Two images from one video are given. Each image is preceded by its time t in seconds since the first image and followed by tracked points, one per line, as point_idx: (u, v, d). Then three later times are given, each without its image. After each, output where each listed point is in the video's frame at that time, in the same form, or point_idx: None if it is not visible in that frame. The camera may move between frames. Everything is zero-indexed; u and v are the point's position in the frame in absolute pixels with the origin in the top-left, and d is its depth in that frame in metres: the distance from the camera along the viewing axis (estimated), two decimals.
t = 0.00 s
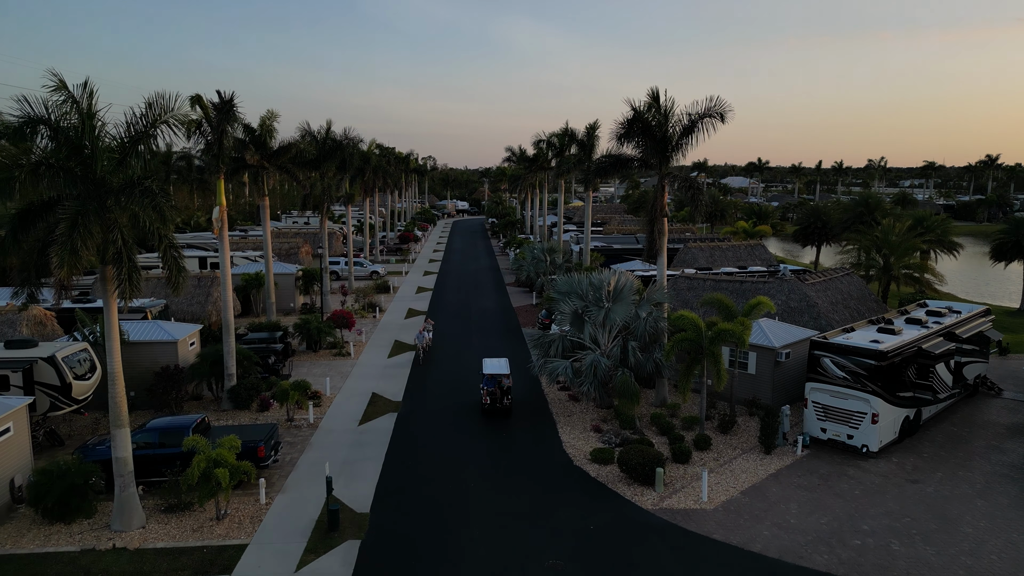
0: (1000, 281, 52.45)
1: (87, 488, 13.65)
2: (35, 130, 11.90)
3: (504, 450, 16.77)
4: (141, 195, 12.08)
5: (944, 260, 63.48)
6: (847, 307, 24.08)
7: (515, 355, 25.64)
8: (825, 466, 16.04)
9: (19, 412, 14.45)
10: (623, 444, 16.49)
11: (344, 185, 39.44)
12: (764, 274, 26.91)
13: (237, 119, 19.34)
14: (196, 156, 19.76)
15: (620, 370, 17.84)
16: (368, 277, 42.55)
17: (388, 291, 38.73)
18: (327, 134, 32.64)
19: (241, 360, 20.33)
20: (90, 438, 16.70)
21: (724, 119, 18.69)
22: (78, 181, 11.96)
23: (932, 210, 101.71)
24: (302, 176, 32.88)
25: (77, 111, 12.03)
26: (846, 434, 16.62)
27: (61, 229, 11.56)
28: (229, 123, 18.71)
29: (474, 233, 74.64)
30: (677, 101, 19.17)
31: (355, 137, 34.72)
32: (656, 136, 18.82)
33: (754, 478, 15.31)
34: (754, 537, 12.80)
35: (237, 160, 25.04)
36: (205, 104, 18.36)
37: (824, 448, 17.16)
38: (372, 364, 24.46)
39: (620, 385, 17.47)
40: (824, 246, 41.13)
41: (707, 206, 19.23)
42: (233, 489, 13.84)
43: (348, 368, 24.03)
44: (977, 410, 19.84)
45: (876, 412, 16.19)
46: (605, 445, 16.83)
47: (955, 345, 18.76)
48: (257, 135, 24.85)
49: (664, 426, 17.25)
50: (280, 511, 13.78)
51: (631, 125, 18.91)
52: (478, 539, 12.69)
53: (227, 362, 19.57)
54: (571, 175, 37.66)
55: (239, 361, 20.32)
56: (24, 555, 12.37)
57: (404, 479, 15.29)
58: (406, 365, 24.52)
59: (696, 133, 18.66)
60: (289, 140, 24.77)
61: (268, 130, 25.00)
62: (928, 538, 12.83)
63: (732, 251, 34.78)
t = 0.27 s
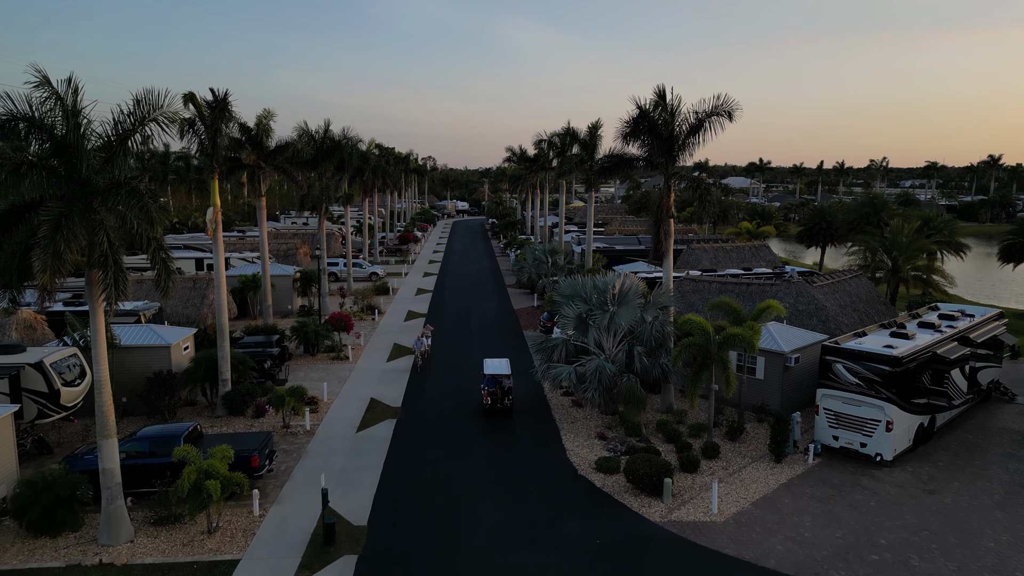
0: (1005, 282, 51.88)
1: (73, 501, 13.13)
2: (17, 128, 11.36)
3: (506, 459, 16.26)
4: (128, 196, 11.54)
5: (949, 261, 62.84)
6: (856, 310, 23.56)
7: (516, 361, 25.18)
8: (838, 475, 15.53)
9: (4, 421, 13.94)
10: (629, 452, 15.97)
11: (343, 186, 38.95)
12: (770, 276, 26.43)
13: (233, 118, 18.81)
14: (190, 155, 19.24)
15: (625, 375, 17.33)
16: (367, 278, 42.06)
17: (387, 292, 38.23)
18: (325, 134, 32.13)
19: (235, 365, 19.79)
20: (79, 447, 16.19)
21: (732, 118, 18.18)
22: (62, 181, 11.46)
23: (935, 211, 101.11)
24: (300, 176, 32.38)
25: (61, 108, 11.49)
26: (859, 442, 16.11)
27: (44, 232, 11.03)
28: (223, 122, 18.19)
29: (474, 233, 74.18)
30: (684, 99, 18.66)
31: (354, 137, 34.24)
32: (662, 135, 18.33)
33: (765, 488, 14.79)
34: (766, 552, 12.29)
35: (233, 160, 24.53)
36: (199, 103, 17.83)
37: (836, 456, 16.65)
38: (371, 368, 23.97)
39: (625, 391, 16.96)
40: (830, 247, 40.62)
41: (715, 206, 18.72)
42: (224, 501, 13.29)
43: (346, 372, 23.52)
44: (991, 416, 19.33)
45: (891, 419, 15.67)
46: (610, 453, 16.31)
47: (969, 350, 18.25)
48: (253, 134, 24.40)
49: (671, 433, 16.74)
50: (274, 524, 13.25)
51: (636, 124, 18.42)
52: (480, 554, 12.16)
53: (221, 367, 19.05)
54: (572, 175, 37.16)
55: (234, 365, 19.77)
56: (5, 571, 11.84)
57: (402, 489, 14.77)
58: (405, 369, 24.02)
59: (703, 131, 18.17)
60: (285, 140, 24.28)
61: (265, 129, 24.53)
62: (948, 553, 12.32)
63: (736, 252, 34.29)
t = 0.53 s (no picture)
0: (1012, 283, 51.30)
1: (58, 513, 12.62)
2: None
3: (508, 468, 15.76)
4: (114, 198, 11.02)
5: (954, 262, 62.24)
6: (866, 313, 23.05)
7: (518, 365, 24.71)
8: (851, 486, 15.02)
9: None
10: (635, 462, 15.46)
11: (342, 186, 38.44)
12: (777, 278, 25.93)
13: (229, 117, 18.28)
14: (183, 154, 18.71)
15: (631, 381, 16.83)
16: (366, 280, 41.56)
17: (386, 294, 37.73)
18: (323, 133, 31.61)
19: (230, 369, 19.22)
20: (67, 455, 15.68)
21: (741, 116, 17.66)
22: (44, 181, 10.95)
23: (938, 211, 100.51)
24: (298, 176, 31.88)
25: (43, 105, 10.98)
26: (872, 451, 15.60)
27: (24, 235, 10.52)
28: (218, 121, 17.66)
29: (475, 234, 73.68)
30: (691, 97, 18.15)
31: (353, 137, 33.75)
32: (669, 134, 17.81)
33: (776, 499, 14.29)
34: (780, 568, 11.78)
35: (228, 159, 24.02)
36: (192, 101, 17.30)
37: (849, 465, 16.15)
38: (369, 373, 23.47)
39: (631, 398, 16.46)
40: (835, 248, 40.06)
41: (723, 207, 18.19)
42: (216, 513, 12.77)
43: (343, 376, 23.01)
44: (1006, 423, 18.82)
45: (906, 427, 15.14)
46: (615, 462, 15.79)
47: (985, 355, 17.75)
48: (250, 133, 24.02)
49: (678, 441, 16.23)
50: (267, 537, 12.74)
51: (642, 123, 17.89)
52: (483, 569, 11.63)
53: (215, 372, 18.52)
54: (574, 175, 36.65)
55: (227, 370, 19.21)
56: None
57: (401, 499, 14.25)
58: (404, 373, 23.51)
59: (711, 130, 17.66)
60: (282, 139, 23.79)
61: (261, 128, 24.08)
62: (970, 568, 11.81)
63: (740, 254, 33.78)
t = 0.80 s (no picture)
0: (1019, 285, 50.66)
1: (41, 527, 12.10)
2: None
3: (510, 478, 15.23)
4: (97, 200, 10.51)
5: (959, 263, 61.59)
6: (876, 316, 22.52)
7: (521, 370, 24.19)
8: (866, 497, 14.50)
9: None
10: (642, 472, 14.94)
11: (340, 187, 37.92)
12: (784, 280, 25.42)
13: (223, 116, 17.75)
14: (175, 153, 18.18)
15: (637, 388, 16.33)
16: (366, 282, 41.06)
17: (385, 296, 37.22)
18: (321, 133, 31.10)
19: (223, 374, 18.63)
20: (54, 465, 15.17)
21: (749, 114, 17.13)
22: (23, 181, 10.42)
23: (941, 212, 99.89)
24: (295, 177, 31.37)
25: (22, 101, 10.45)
26: (887, 460, 15.06)
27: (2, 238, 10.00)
28: (210, 120, 17.14)
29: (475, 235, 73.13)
30: (698, 94, 17.64)
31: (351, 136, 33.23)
32: (675, 132, 17.28)
33: (789, 511, 13.77)
34: None
35: (223, 159, 23.51)
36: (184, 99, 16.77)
37: (862, 475, 15.62)
38: (368, 377, 22.96)
39: (637, 405, 15.93)
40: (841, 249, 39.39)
41: (732, 208, 17.63)
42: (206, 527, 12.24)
43: (341, 381, 22.50)
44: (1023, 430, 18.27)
45: (923, 436, 14.57)
46: (621, 472, 15.28)
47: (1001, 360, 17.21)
48: (245, 132, 23.47)
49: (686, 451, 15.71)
50: (259, 552, 12.22)
51: (647, 121, 17.33)
52: None
53: (208, 377, 17.98)
54: (576, 175, 36.13)
55: (220, 375, 18.63)
56: None
57: (400, 512, 13.73)
58: (404, 378, 22.99)
59: (719, 128, 17.13)
60: (278, 139, 23.28)
61: (257, 127, 23.56)
62: None
63: (745, 255, 33.26)
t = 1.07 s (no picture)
0: None
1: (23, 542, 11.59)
2: None
3: (512, 489, 14.71)
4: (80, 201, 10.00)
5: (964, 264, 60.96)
6: (886, 320, 22.01)
7: (522, 375, 23.66)
8: (882, 509, 13.97)
9: None
10: (649, 483, 14.42)
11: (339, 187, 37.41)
12: (791, 283, 24.91)
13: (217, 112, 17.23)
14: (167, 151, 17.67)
15: (643, 395, 15.82)
16: (365, 283, 40.56)
17: (385, 298, 36.72)
18: (319, 133, 30.58)
19: (217, 380, 18.11)
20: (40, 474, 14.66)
21: (759, 113, 16.67)
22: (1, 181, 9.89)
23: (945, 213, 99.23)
24: (293, 177, 30.87)
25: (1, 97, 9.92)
26: (903, 471, 14.55)
27: None
28: (203, 117, 16.64)
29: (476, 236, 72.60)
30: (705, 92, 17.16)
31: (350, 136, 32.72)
32: (683, 131, 16.77)
33: (802, 524, 13.23)
34: None
35: (218, 159, 23.01)
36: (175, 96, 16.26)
37: (877, 485, 15.09)
38: (366, 382, 22.44)
39: (643, 413, 15.42)
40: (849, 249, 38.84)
41: (741, 209, 17.14)
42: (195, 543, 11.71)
43: (339, 386, 21.99)
44: None
45: (940, 446, 14.06)
46: (627, 483, 14.76)
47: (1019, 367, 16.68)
48: (241, 131, 22.95)
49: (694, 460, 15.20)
50: (251, 568, 11.71)
51: (654, 119, 16.82)
52: None
53: (201, 383, 17.45)
54: (579, 175, 35.61)
55: (214, 380, 18.11)
56: None
57: (398, 524, 13.21)
58: (402, 383, 22.48)
59: (728, 127, 16.63)
60: (275, 138, 22.79)
61: (254, 126, 23.06)
62: None
63: (750, 257, 32.75)
